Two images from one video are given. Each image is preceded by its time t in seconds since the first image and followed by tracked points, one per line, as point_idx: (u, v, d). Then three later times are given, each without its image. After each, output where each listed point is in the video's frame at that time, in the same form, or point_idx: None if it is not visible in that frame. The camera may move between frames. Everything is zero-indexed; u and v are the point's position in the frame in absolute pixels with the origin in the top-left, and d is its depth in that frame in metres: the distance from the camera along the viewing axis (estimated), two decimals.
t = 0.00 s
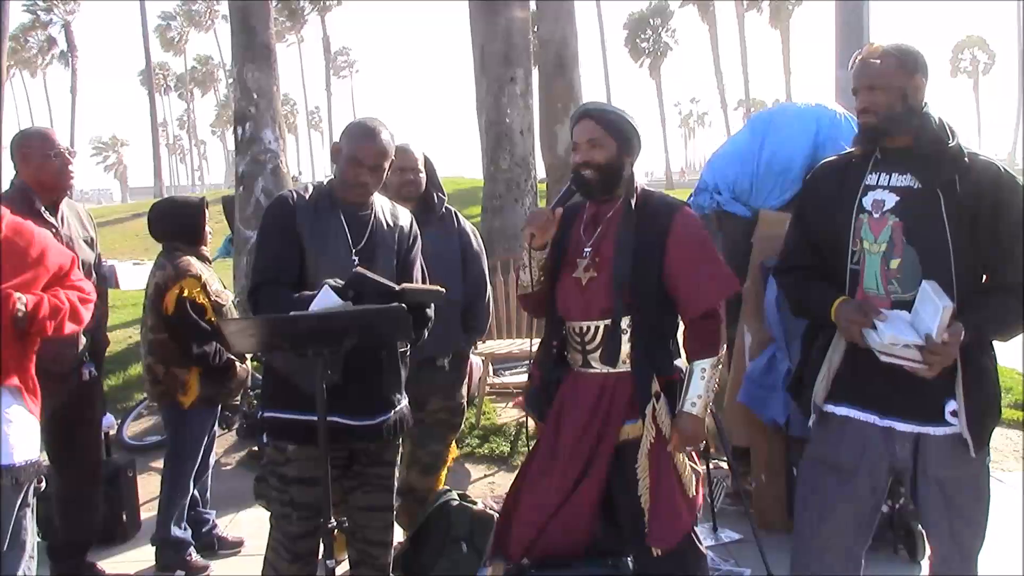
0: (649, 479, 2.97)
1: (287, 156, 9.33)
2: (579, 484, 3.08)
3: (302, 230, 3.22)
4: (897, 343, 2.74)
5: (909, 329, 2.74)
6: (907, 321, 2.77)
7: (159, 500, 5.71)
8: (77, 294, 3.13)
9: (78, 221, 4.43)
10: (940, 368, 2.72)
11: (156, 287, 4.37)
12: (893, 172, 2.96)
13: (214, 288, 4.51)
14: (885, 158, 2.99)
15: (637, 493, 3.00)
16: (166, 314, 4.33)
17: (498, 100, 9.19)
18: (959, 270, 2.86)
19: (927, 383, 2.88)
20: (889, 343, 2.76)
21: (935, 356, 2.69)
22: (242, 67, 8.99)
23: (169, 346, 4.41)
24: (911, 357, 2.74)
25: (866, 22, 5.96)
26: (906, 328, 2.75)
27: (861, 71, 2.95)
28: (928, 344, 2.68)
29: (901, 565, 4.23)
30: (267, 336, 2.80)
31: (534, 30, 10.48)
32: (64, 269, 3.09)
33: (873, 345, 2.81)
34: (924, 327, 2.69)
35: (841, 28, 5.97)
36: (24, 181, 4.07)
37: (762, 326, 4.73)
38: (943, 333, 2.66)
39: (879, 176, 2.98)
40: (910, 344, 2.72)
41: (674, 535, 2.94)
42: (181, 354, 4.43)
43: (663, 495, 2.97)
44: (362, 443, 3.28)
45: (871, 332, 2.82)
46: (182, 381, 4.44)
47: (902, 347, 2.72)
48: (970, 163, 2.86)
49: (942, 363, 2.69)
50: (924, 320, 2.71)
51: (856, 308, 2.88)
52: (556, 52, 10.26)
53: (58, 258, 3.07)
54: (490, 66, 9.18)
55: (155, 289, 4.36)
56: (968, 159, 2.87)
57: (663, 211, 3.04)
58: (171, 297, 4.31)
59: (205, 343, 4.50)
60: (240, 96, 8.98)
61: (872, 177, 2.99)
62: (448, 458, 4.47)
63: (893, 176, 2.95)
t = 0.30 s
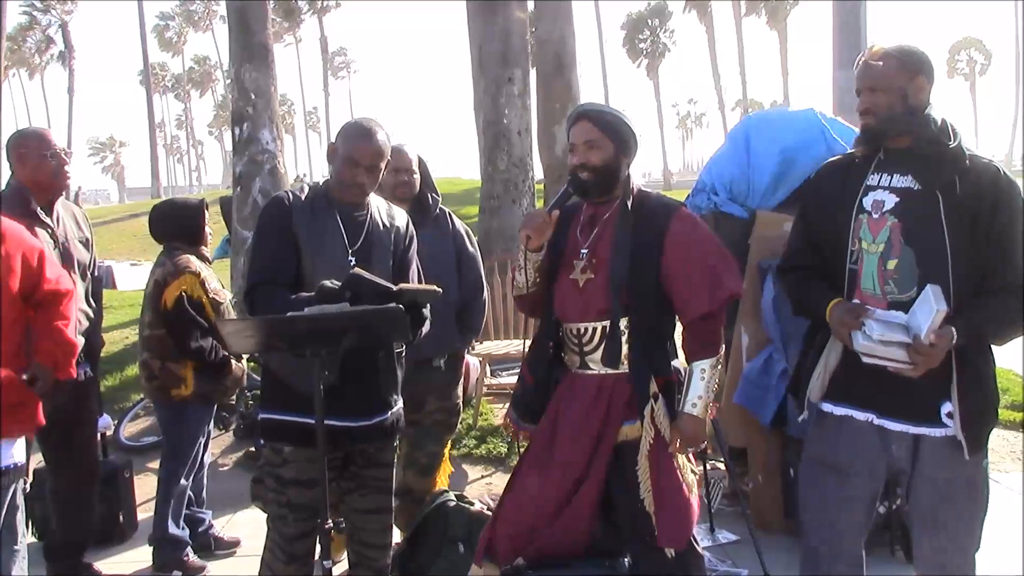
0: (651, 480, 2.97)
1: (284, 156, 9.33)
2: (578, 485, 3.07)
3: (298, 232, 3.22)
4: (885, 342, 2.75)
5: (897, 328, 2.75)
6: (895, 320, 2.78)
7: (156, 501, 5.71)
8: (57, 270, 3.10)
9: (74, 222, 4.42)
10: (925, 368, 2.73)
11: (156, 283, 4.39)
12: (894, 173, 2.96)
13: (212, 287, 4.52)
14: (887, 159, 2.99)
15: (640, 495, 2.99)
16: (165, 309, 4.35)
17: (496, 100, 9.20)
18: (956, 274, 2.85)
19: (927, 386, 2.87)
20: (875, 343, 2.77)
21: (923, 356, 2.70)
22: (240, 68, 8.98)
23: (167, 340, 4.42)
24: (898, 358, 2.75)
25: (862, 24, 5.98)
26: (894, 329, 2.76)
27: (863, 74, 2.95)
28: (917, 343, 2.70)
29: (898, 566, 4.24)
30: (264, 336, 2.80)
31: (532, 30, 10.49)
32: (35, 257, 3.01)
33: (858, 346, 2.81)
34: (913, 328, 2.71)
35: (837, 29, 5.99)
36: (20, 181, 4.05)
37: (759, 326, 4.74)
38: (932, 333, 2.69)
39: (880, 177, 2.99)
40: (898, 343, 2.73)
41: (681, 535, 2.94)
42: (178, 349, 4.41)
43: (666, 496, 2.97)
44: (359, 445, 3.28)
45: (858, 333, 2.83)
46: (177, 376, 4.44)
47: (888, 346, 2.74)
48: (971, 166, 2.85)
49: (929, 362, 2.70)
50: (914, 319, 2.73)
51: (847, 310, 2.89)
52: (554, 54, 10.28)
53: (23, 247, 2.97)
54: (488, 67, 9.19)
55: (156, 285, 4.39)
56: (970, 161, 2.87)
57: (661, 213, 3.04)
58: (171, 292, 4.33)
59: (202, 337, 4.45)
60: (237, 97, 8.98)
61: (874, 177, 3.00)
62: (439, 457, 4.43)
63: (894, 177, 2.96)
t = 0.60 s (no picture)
0: (646, 482, 2.99)
1: (283, 157, 9.33)
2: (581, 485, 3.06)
3: (298, 233, 3.22)
4: (888, 345, 2.77)
5: (900, 330, 2.75)
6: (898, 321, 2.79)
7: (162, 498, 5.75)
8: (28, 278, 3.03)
9: (72, 222, 4.42)
10: (928, 370, 2.74)
11: (156, 281, 4.38)
12: (897, 174, 2.95)
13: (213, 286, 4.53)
14: (891, 159, 2.99)
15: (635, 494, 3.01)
16: (166, 306, 4.35)
17: (495, 101, 9.21)
18: (956, 278, 2.85)
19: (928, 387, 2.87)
20: (879, 345, 2.79)
21: (925, 358, 2.71)
22: (239, 69, 8.99)
23: (166, 337, 4.42)
24: (900, 360, 2.77)
25: (862, 25, 5.99)
26: (897, 330, 2.77)
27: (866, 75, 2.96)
28: (919, 346, 2.71)
29: (897, 567, 4.24)
30: (263, 337, 2.81)
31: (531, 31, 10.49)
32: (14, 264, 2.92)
33: (863, 346, 2.83)
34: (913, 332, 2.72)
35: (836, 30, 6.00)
36: (17, 182, 4.05)
37: (758, 327, 4.74)
38: (934, 336, 2.70)
39: (883, 178, 2.99)
40: (901, 345, 2.74)
41: (676, 536, 2.95)
42: (179, 345, 4.44)
43: (662, 496, 2.99)
44: (358, 445, 3.28)
45: (864, 333, 2.84)
46: (176, 373, 4.45)
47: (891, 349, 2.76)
48: (977, 168, 2.84)
49: (930, 365, 2.71)
50: (916, 321, 2.74)
51: (846, 310, 2.90)
52: (553, 55, 10.28)
53: None
54: (487, 68, 9.18)
55: (156, 283, 4.38)
56: (974, 162, 2.85)
57: (662, 213, 3.04)
58: (172, 290, 4.34)
59: (202, 335, 4.48)
60: (237, 97, 8.98)
61: (877, 178, 3.00)
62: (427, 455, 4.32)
63: (897, 178, 2.95)
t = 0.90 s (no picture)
0: (647, 479, 2.99)
1: (281, 157, 9.34)
2: (576, 486, 3.08)
3: (297, 234, 3.22)
4: (891, 345, 2.76)
5: (901, 331, 2.76)
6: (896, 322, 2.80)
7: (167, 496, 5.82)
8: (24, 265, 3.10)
9: (70, 222, 4.42)
10: (931, 368, 2.74)
11: (157, 283, 4.38)
12: (896, 175, 2.97)
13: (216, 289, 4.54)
14: (890, 160, 3.00)
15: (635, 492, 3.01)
16: (169, 307, 4.36)
17: (493, 102, 9.21)
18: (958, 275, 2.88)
19: (926, 386, 2.87)
20: (882, 347, 2.78)
21: (927, 357, 2.72)
22: (237, 69, 8.99)
23: (174, 342, 4.44)
24: (902, 361, 2.77)
25: (859, 26, 6.00)
26: (899, 330, 2.77)
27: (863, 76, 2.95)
28: (921, 345, 2.72)
29: (895, 567, 4.25)
30: (262, 337, 2.81)
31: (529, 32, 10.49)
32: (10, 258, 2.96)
33: (865, 349, 2.82)
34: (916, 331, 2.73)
35: (833, 31, 6.01)
36: (15, 182, 4.06)
37: (756, 328, 4.74)
38: (939, 336, 2.70)
39: (882, 178, 2.99)
40: (904, 347, 2.75)
41: (677, 536, 2.96)
42: (184, 349, 4.44)
43: (662, 495, 2.99)
44: (356, 446, 3.29)
45: (863, 336, 2.84)
46: (184, 376, 4.46)
47: (895, 351, 2.76)
48: (976, 170, 2.87)
49: (933, 364, 2.72)
50: (919, 321, 2.74)
51: (841, 318, 2.91)
52: (551, 56, 10.28)
53: None
54: (485, 68, 9.18)
55: (156, 284, 4.38)
56: (971, 165, 2.87)
57: (662, 214, 3.04)
58: (177, 291, 4.34)
59: (209, 336, 4.49)
60: (234, 98, 8.99)
61: (875, 179, 3.00)
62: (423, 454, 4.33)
63: (896, 179, 2.96)
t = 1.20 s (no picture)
0: (642, 477, 2.99)
1: (277, 157, 9.33)
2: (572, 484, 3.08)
3: (293, 234, 3.22)
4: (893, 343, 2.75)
5: (901, 330, 2.75)
6: (894, 321, 2.79)
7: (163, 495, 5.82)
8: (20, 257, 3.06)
9: (66, 222, 4.41)
10: (931, 367, 2.76)
11: (153, 281, 4.38)
12: (888, 176, 2.96)
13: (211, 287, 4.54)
14: (882, 161, 2.99)
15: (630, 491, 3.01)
16: (166, 305, 4.35)
17: (489, 102, 9.21)
18: (953, 274, 2.89)
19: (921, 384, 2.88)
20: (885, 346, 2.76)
21: (928, 356, 2.73)
22: (233, 68, 8.98)
23: (167, 340, 4.41)
24: (903, 359, 2.77)
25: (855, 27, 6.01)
26: (900, 329, 2.76)
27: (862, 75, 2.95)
28: (924, 343, 2.71)
29: (889, 567, 4.26)
30: (257, 336, 2.80)
31: (525, 32, 10.49)
32: (10, 250, 2.95)
33: (866, 349, 2.80)
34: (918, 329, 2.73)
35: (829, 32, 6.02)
36: (11, 182, 4.05)
37: (751, 328, 4.76)
38: (939, 334, 2.71)
39: (874, 179, 2.98)
40: (906, 346, 2.74)
41: (673, 534, 2.96)
42: (178, 346, 4.43)
43: (656, 493, 2.99)
44: (352, 445, 3.29)
45: (863, 335, 2.82)
46: (178, 372, 4.45)
47: (897, 350, 2.75)
48: (970, 171, 2.87)
49: (934, 363, 2.73)
50: (919, 320, 2.74)
51: (837, 317, 2.87)
52: (547, 56, 10.28)
53: None
54: (481, 68, 9.18)
55: (153, 283, 4.38)
56: (963, 166, 2.89)
57: (658, 213, 3.04)
58: (172, 289, 4.34)
59: (203, 333, 4.47)
60: (230, 97, 8.99)
61: (867, 180, 2.99)
62: (417, 453, 4.30)
63: (888, 180, 2.96)
